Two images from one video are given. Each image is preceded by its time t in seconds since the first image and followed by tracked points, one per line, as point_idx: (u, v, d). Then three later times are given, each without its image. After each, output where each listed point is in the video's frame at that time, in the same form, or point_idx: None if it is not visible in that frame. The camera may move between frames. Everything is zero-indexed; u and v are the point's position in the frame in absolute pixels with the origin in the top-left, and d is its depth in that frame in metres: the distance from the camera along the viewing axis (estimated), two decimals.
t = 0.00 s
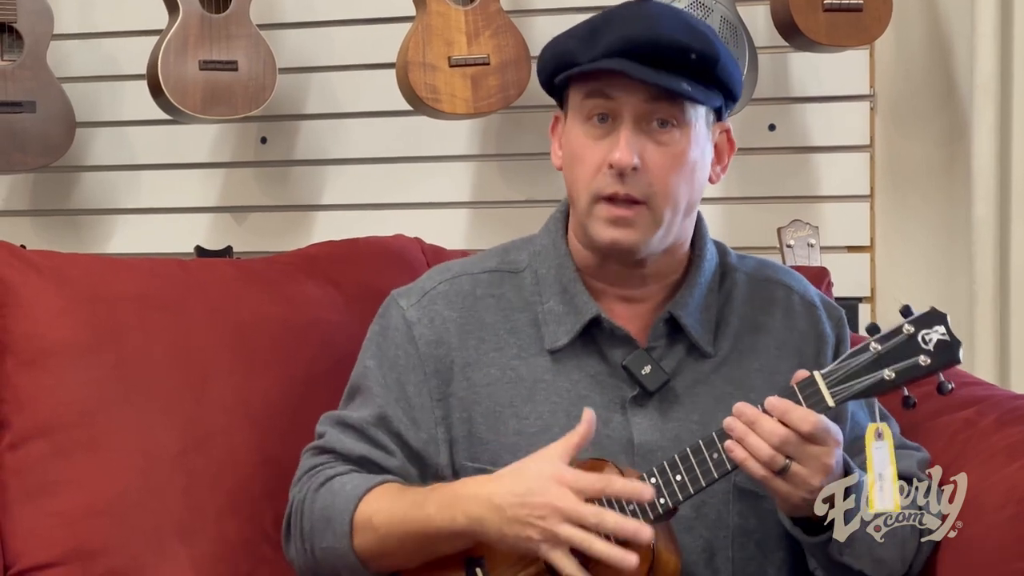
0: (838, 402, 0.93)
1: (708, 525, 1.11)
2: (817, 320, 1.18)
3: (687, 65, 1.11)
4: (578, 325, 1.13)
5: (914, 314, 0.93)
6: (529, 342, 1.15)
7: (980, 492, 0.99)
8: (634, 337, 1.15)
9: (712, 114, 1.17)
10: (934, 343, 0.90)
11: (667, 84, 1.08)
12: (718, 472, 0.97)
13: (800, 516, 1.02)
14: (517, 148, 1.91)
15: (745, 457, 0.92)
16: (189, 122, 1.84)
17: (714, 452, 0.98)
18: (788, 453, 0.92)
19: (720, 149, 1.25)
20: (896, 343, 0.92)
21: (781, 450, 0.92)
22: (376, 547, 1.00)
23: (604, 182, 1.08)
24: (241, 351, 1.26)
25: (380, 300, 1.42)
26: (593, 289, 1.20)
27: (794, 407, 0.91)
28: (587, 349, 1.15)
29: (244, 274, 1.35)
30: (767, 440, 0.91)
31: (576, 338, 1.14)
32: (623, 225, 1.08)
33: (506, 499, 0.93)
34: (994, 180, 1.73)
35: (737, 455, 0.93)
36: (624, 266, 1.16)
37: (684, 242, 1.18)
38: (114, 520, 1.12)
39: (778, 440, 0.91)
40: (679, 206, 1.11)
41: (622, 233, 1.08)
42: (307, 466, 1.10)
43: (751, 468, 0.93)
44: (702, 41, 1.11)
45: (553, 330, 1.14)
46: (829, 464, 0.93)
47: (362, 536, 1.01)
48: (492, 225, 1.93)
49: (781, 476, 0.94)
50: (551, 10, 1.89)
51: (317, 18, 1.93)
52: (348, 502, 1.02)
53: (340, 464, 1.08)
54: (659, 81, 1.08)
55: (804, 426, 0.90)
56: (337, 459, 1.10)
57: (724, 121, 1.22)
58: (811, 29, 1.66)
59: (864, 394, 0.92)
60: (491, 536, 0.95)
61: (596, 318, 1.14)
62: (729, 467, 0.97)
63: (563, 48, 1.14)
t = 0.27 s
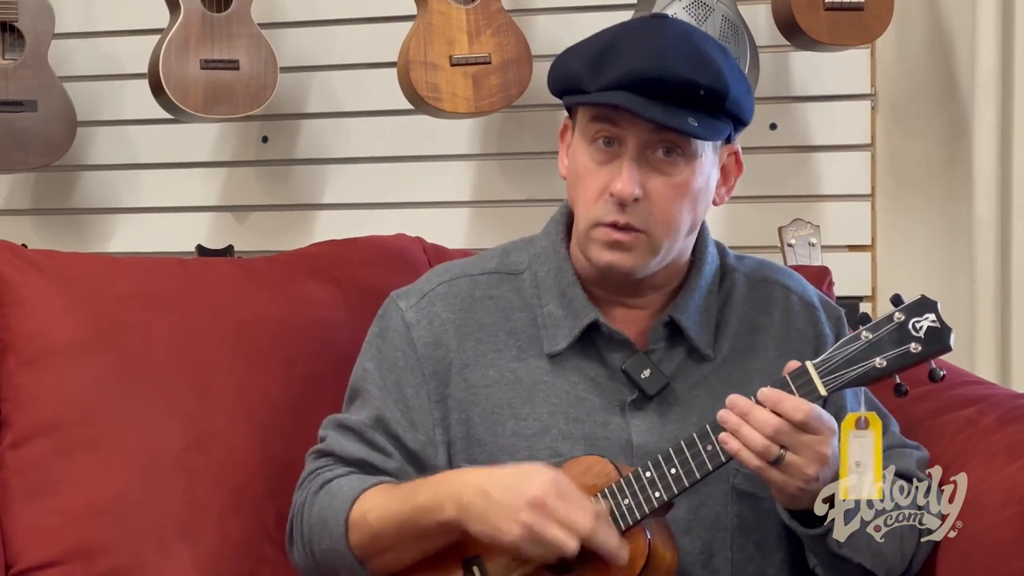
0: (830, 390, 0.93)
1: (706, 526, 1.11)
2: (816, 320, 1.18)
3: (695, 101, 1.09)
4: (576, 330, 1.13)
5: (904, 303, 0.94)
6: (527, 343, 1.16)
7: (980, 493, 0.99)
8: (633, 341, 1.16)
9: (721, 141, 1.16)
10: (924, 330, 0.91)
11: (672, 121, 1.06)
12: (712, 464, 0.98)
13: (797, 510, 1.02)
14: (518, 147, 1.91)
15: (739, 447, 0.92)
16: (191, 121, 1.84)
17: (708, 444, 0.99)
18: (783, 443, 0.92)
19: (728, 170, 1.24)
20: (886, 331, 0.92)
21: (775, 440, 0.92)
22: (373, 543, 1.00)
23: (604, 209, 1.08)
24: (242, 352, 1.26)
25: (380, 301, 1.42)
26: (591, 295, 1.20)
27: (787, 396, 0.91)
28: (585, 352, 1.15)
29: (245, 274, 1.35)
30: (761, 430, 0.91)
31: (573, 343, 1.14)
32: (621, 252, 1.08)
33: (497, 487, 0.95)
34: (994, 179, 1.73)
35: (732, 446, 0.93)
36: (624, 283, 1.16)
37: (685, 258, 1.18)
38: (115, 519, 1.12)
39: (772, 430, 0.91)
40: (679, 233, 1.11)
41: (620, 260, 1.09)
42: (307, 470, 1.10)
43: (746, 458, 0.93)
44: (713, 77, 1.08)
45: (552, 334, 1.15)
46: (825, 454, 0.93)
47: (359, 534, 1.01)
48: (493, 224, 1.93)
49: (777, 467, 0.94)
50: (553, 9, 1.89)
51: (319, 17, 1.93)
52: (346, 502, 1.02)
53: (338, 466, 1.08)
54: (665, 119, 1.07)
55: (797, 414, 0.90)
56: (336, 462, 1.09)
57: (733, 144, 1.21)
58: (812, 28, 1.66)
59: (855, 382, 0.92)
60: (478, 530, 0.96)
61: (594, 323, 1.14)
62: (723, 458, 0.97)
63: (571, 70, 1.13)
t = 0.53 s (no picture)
0: (835, 394, 0.93)
1: (707, 526, 1.11)
2: (817, 317, 1.18)
3: (691, 53, 1.11)
4: (579, 324, 1.13)
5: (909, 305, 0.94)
6: (529, 341, 1.15)
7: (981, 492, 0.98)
8: (635, 337, 1.16)
9: (716, 102, 1.17)
10: (931, 334, 0.91)
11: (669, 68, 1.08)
12: (716, 466, 0.98)
13: (801, 510, 1.02)
14: (518, 145, 1.91)
15: (744, 450, 0.92)
16: (191, 120, 1.84)
17: (713, 445, 0.98)
18: (788, 445, 0.92)
19: (724, 142, 1.25)
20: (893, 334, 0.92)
21: (781, 443, 0.92)
22: (376, 540, 1.00)
23: (607, 166, 1.08)
24: (242, 350, 1.26)
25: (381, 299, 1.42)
26: (593, 287, 1.20)
27: (793, 400, 0.91)
28: (586, 350, 1.15)
29: (245, 272, 1.35)
30: (767, 433, 0.91)
31: (577, 338, 1.14)
32: (625, 209, 1.08)
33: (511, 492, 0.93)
34: (995, 178, 1.73)
35: (737, 449, 0.92)
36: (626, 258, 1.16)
37: (687, 240, 1.18)
38: (116, 519, 1.12)
39: (778, 433, 0.91)
40: (682, 195, 1.11)
41: (624, 217, 1.08)
42: (307, 464, 1.11)
43: (751, 461, 0.92)
44: (706, 30, 1.11)
45: (554, 331, 1.14)
46: (830, 456, 0.93)
47: (365, 531, 1.01)
48: (493, 223, 1.93)
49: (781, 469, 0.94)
50: (553, 8, 1.89)
51: (319, 16, 1.93)
52: (351, 497, 1.02)
53: (338, 462, 1.09)
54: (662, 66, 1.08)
55: (803, 418, 0.90)
56: (335, 457, 1.10)
57: (728, 114, 1.22)
58: (813, 26, 1.66)
59: (861, 385, 0.93)
60: (492, 529, 0.95)
61: (596, 319, 1.14)
62: (728, 460, 0.97)
63: (566, 36, 1.15)
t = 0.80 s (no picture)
0: (834, 389, 0.93)
1: (707, 524, 1.11)
2: (818, 315, 1.18)
3: (690, 49, 1.11)
4: (579, 323, 1.13)
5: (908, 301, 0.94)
6: (528, 341, 1.15)
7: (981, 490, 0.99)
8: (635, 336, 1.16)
9: (716, 97, 1.17)
10: (929, 329, 0.91)
11: (668, 63, 1.08)
12: (715, 462, 0.98)
13: (801, 507, 1.02)
14: (518, 144, 1.91)
15: (743, 446, 0.92)
16: (191, 118, 1.84)
17: (711, 441, 0.99)
18: (787, 441, 0.92)
19: (725, 138, 1.25)
20: (891, 329, 0.92)
21: (779, 438, 0.92)
22: (373, 535, 1.00)
23: (608, 162, 1.08)
24: (242, 349, 1.26)
25: (381, 298, 1.42)
26: (593, 285, 1.20)
27: (791, 395, 0.91)
28: (586, 348, 1.15)
29: (244, 271, 1.35)
30: (765, 428, 0.91)
31: (577, 337, 1.14)
32: (626, 205, 1.08)
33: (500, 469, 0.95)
34: (995, 175, 1.73)
35: (736, 445, 0.92)
36: (627, 254, 1.16)
37: (687, 235, 1.18)
38: (116, 517, 1.12)
39: (776, 428, 0.91)
40: (683, 190, 1.11)
41: (625, 213, 1.08)
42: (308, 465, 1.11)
43: (750, 456, 0.92)
44: (706, 24, 1.11)
45: (554, 329, 1.14)
46: (829, 451, 0.93)
47: (360, 527, 1.01)
48: (493, 222, 1.93)
49: (781, 465, 0.94)
50: (553, 6, 1.89)
51: (319, 14, 1.93)
52: (347, 494, 1.02)
53: (337, 462, 1.09)
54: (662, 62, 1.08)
55: (801, 413, 0.90)
56: (335, 458, 1.10)
57: (728, 110, 1.23)
58: (813, 24, 1.66)
59: (859, 380, 0.92)
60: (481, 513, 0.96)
61: (596, 317, 1.14)
62: (727, 456, 0.97)
63: (566, 32, 1.14)
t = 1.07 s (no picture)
0: (831, 388, 0.93)
1: (706, 525, 1.11)
2: (817, 316, 1.19)
3: (688, 83, 1.10)
4: (576, 327, 1.13)
5: (906, 301, 0.94)
6: (527, 342, 1.16)
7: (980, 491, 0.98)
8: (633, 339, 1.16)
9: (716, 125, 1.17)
10: (926, 328, 0.91)
11: (665, 103, 1.07)
12: (713, 461, 0.99)
13: (798, 506, 1.04)
14: (518, 143, 1.91)
15: (741, 446, 0.92)
16: (190, 117, 1.84)
17: (710, 441, 0.99)
18: (785, 440, 0.92)
19: (725, 158, 1.25)
20: (888, 329, 0.92)
21: (777, 438, 0.92)
22: (374, 540, 1.00)
23: (600, 196, 1.08)
24: (242, 351, 1.26)
25: (380, 298, 1.42)
26: (591, 292, 1.20)
27: (789, 395, 0.91)
28: (584, 350, 1.15)
29: (244, 271, 1.34)
30: (763, 428, 0.91)
31: (573, 341, 1.14)
32: (618, 238, 1.08)
33: (507, 492, 0.93)
34: (994, 175, 1.73)
35: (733, 445, 0.92)
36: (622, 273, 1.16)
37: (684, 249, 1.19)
38: (116, 517, 1.12)
39: (774, 427, 0.91)
40: (676, 220, 1.12)
41: (616, 246, 1.09)
42: (306, 465, 1.11)
43: (748, 457, 0.92)
44: (705, 59, 1.09)
45: (551, 333, 1.14)
46: (827, 451, 0.93)
47: (363, 533, 1.01)
48: (493, 221, 1.93)
49: (779, 464, 0.94)
50: (553, 5, 1.89)
51: (319, 14, 1.93)
52: (348, 497, 1.02)
53: (336, 462, 1.09)
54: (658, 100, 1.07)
55: (799, 412, 0.90)
56: (334, 458, 1.10)
57: (730, 130, 1.22)
58: (812, 23, 1.66)
59: (857, 380, 0.93)
60: (488, 530, 0.95)
61: (593, 321, 1.14)
62: (725, 456, 0.98)
63: (565, 58, 1.14)
